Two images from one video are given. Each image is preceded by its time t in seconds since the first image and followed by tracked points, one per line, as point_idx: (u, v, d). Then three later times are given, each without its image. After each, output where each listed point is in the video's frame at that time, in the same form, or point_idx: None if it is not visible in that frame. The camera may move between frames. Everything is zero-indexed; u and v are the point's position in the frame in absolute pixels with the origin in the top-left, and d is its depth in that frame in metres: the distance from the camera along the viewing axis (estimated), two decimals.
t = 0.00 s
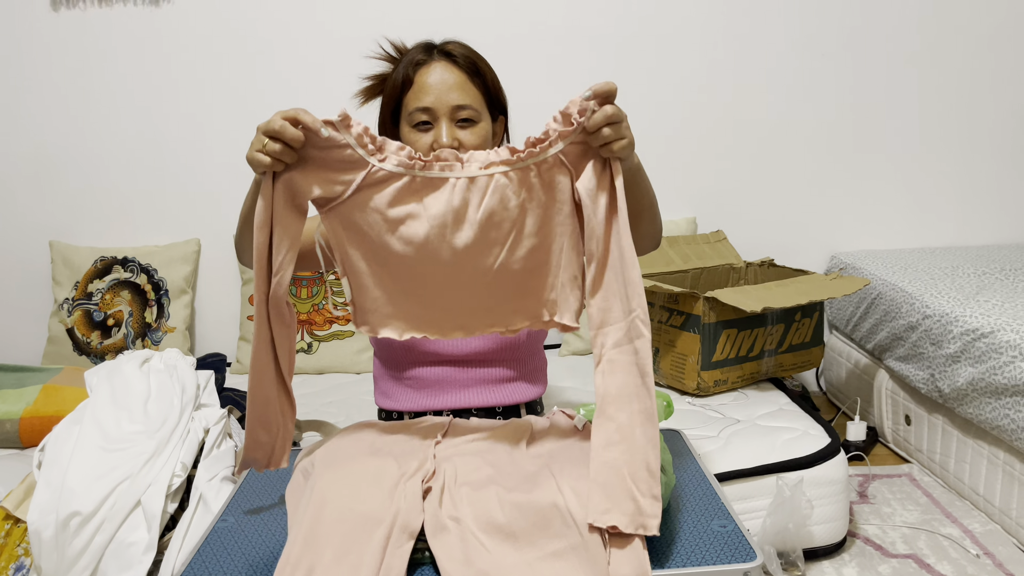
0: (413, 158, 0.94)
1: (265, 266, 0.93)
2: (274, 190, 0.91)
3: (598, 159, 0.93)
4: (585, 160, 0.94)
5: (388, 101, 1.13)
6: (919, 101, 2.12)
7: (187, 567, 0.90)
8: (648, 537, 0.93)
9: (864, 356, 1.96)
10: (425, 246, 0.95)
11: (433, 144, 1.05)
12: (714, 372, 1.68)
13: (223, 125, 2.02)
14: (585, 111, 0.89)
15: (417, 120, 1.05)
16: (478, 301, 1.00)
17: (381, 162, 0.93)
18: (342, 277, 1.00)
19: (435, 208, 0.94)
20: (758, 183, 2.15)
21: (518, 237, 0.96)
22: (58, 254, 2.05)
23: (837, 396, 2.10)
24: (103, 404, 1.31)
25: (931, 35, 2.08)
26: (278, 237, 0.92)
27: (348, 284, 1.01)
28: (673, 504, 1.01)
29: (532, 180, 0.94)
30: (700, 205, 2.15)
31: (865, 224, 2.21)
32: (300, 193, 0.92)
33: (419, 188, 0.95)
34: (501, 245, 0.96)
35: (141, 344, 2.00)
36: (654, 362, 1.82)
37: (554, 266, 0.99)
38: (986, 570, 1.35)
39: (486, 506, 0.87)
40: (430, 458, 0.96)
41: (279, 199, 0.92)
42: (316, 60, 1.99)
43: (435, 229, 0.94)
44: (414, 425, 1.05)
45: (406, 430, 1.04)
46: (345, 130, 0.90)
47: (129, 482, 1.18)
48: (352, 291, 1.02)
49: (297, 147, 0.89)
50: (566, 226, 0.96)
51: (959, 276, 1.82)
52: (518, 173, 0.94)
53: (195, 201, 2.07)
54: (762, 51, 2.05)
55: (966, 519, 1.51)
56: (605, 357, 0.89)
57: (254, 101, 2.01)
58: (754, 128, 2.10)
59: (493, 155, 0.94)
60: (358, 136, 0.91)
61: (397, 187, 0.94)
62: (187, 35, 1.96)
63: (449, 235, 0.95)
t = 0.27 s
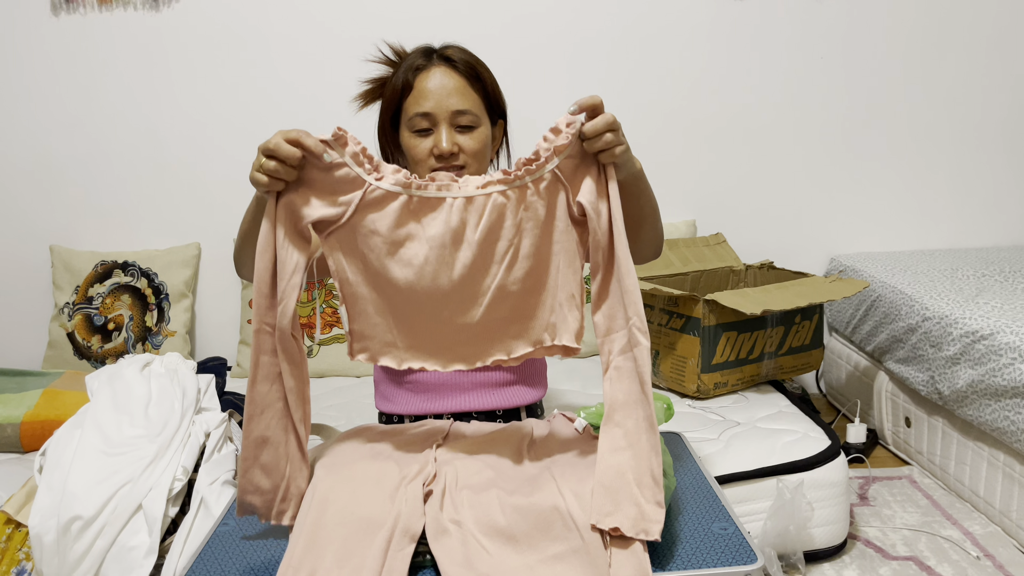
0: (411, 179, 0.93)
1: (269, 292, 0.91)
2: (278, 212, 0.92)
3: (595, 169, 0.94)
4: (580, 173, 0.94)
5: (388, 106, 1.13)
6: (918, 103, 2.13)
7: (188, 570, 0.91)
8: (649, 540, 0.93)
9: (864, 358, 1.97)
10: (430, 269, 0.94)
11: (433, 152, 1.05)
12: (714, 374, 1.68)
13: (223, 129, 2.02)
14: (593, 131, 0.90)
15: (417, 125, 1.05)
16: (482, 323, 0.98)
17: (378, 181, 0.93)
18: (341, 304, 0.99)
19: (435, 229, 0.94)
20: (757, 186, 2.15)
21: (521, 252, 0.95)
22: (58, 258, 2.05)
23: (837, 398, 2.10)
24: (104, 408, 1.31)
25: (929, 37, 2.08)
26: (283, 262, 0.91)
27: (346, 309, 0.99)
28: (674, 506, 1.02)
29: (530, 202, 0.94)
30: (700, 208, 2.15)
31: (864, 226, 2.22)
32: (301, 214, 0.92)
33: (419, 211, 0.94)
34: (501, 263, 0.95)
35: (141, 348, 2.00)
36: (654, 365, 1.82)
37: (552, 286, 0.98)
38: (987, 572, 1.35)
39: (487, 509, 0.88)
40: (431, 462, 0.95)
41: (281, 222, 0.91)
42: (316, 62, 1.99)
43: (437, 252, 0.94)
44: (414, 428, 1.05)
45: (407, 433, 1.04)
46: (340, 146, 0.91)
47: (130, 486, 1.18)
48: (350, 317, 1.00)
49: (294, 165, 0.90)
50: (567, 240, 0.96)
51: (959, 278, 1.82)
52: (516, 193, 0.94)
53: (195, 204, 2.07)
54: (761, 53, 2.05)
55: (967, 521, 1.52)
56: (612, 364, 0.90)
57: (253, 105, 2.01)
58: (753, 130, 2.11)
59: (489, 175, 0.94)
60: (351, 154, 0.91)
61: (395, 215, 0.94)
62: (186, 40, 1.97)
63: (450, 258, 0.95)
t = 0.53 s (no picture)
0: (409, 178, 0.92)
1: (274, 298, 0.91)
2: (282, 219, 0.92)
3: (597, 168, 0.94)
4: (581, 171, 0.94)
5: (389, 108, 1.14)
6: (918, 104, 2.13)
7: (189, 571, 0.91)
8: (650, 541, 0.93)
9: (865, 359, 1.96)
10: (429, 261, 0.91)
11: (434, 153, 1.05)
12: (715, 376, 1.68)
13: (224, 131, 2.03)
14: (611, 140, 0.90)
15: (418, 126, 1.05)
16: (484, 322, 0.91)
17: (376, 181, 0.92)
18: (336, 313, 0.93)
19: (433, 223, 0.92)
20: (758, 187, 2.15)
21: (519, 244, 0.91)
22: (60, 260, 2.06)
23: (838, 399, 2.10)
24: (105, 409, 1.31)
25: (930, 38, 2.08)
26: (290, 269, 0.91)
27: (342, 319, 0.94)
28: (674, 507, 1.02)
29: (529, 195, 0.92)
30: (700, 209, 2.16)
31: (865, 228, 2.22)
32: (304, 219, 0.91)
33: (418, 210, 0.93)
34: (501, 258, 0.91)
35: (143, 350, 2.00)
36: (655, 366, 1.82)
37: (549, 284, 0.94)
38: (988, 573, 1.35)
39: (487, 511, 0.88)
40: (431, 462, 0.95)
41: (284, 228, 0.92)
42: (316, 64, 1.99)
43: (433, 247, 0.91)
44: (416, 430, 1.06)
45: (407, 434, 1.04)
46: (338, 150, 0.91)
47: (132, 487, 1.18)
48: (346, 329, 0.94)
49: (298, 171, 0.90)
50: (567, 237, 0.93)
51: (960, 279, 1.82)
52: (515, 187, 0.92)
53: (196, 207, 2.08)
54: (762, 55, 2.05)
55: (968, 522, 1.51)
56: (605, 366, 0.90)
57: (255, 107, 2.01)
58: (754, 132, 2.11)
59: (487, 172, 0.93)
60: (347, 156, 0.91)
61: (392, 215, 0.92)
62: (187, 42, 1.97)
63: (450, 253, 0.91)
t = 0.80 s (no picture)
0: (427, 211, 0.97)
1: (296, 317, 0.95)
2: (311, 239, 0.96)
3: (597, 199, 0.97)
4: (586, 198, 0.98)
5: (392, 107, 1.13)
6: (923, 103, 2.12)
7: (194, 570, 0.91)
8: (653, 540, 0.93)
9: (869, 358, 1.96)
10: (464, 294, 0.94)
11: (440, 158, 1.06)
12: (718, 375, 1.68)
13: (228, 130, 2.03)
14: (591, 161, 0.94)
15: (423, 128, 1.05)
16: (499, 340, 0.97)
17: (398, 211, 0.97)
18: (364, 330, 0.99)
19: (452, 247, 0.96)
20: (761, 186, 2.15)
21: (535, 268, 0.95)
22: (65, 260, 2.06)
23: (842, 399, 2.10)
24: (110, 408, 1.31)
25: (934, 35, 2.08)
26: (310, 287, 0.95)
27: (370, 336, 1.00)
28: (678, 506, 1.02)
29: (537, 222, 0.96)
30: (704, 208, 2.15)
31: (869, 226, 2.21)
32: (330, 241, 0.96)
33: (437, 237, 0.97)
34: (515, 279, 0.95)
35: (147, 349, 2.01)
36: (659, 365, 1.81)
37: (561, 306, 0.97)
38: (992, 572, 1.35)
39: (490, 510, 0.87)
40: (435, 461, 0.96)
41: (313, 248, 0.96)
42: (319, 64, 1.99)
43: (452, 266, 0.95)
44: (421, 428, 1.06)
45: (412, 432, 1.05)
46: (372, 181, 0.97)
47: (137, 486, 1.18)
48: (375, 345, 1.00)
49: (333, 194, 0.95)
50: (575, 256, 0.96)
51: (965, 278, 1.82)
52: (523, 216, 0.97)
53: (201, 206, 2.08)
54: (766, 52, 2.05)
55: (972, 521, 1.51)
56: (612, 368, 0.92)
57: (259, 106, 2.02)
58: (757, 130, 2.10)
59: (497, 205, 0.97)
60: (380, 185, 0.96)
61: (413, 239, 0.96)
62: (191, 41, 1.98)
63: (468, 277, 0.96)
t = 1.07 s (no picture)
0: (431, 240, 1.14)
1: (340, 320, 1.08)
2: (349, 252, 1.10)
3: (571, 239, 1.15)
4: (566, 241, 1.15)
5: (394, 115, 1.09)
6: (927, 99, 2.12)
7: (202, 564, 0.92)
8: (657, 536, 0.94)
9: (873, 356, 1.96)
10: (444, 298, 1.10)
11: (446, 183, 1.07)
12: (723, 372, 1.68)
13: (233, 128, 2.04)
14: (567, 196, 1.10)
15: (431, 160, 1.04)
16: (483, 344, 1.07)
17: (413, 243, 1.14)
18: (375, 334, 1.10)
19: (448, 272, 1.12)
20: (766, 183, 2.15)
21: (515, 287, 1.10)
22: (71, 258, 2.07)
23: (846, 396, 2.10)
24: (117, 405, 1.32)
25: (940, 32, 2.08)
26: (351, 296, 1.08)
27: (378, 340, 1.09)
28: (682, 502, 1.02)
29: (521, 253, 1.13)
30: (708, 205, 2.16)
31: (873, 224, 2.21)
32: (363, 263, 1.11)
33: (437, 262, 1.13)
34: (501, 296, 1.10)
35: (153, 346, 2.02)
36: (663, 363, 1.82)
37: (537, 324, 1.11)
38: (996, 569, 1.35)
39: (495, 506, 0.88)
40: (441, 458, 0.96)
41: (353, 261, 1.09)
42: (323, 62, 2.00)
43: (451, 285, 1.11)
44: (425, 425, 1.07)
45: (417, 429, 1.05)
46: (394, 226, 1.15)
47: (144, 482, 1.19)
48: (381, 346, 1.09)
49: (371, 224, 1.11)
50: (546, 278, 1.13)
51: (969, 276, 1.82)
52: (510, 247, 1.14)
53: (206, 204, 2.09)
54: (771, 48, 2.05)
55: (976, 519, 1.51)
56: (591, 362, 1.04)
57: (264, 104, 2.02)
58: (762, 127, 2.10)
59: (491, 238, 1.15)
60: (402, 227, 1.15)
61: (420, 261, 1.12)
62: (196, 39, 1.98)
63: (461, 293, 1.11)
